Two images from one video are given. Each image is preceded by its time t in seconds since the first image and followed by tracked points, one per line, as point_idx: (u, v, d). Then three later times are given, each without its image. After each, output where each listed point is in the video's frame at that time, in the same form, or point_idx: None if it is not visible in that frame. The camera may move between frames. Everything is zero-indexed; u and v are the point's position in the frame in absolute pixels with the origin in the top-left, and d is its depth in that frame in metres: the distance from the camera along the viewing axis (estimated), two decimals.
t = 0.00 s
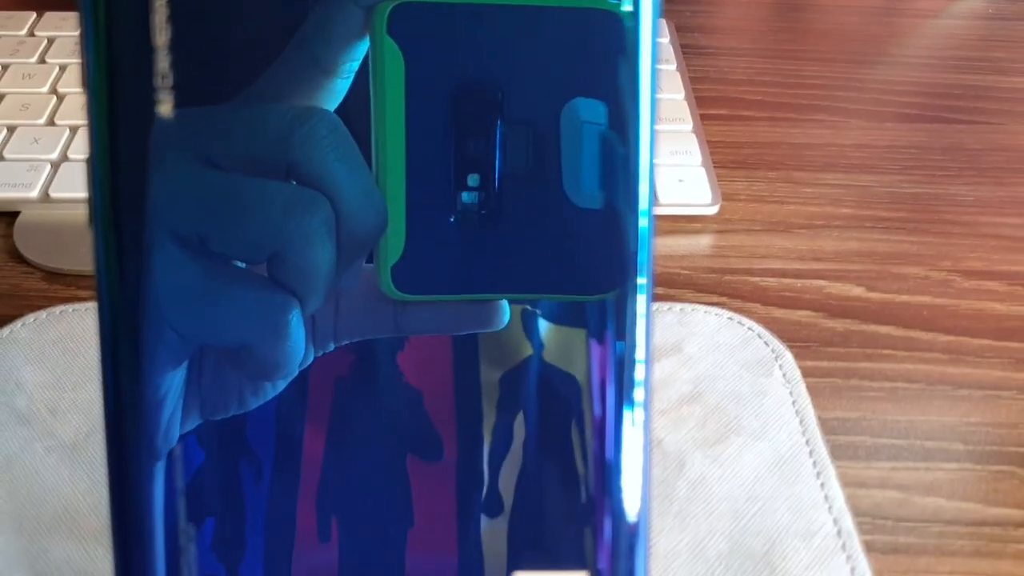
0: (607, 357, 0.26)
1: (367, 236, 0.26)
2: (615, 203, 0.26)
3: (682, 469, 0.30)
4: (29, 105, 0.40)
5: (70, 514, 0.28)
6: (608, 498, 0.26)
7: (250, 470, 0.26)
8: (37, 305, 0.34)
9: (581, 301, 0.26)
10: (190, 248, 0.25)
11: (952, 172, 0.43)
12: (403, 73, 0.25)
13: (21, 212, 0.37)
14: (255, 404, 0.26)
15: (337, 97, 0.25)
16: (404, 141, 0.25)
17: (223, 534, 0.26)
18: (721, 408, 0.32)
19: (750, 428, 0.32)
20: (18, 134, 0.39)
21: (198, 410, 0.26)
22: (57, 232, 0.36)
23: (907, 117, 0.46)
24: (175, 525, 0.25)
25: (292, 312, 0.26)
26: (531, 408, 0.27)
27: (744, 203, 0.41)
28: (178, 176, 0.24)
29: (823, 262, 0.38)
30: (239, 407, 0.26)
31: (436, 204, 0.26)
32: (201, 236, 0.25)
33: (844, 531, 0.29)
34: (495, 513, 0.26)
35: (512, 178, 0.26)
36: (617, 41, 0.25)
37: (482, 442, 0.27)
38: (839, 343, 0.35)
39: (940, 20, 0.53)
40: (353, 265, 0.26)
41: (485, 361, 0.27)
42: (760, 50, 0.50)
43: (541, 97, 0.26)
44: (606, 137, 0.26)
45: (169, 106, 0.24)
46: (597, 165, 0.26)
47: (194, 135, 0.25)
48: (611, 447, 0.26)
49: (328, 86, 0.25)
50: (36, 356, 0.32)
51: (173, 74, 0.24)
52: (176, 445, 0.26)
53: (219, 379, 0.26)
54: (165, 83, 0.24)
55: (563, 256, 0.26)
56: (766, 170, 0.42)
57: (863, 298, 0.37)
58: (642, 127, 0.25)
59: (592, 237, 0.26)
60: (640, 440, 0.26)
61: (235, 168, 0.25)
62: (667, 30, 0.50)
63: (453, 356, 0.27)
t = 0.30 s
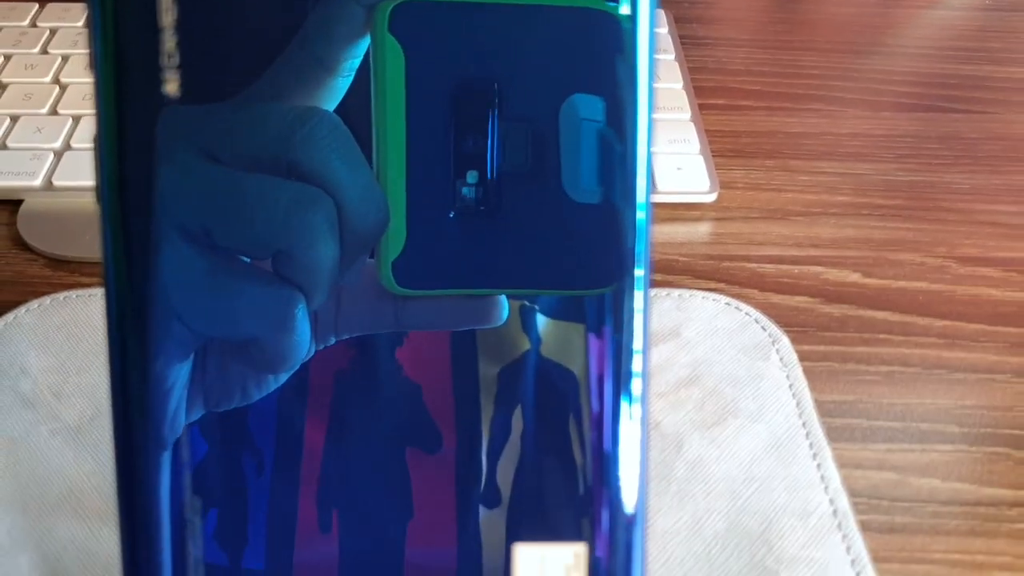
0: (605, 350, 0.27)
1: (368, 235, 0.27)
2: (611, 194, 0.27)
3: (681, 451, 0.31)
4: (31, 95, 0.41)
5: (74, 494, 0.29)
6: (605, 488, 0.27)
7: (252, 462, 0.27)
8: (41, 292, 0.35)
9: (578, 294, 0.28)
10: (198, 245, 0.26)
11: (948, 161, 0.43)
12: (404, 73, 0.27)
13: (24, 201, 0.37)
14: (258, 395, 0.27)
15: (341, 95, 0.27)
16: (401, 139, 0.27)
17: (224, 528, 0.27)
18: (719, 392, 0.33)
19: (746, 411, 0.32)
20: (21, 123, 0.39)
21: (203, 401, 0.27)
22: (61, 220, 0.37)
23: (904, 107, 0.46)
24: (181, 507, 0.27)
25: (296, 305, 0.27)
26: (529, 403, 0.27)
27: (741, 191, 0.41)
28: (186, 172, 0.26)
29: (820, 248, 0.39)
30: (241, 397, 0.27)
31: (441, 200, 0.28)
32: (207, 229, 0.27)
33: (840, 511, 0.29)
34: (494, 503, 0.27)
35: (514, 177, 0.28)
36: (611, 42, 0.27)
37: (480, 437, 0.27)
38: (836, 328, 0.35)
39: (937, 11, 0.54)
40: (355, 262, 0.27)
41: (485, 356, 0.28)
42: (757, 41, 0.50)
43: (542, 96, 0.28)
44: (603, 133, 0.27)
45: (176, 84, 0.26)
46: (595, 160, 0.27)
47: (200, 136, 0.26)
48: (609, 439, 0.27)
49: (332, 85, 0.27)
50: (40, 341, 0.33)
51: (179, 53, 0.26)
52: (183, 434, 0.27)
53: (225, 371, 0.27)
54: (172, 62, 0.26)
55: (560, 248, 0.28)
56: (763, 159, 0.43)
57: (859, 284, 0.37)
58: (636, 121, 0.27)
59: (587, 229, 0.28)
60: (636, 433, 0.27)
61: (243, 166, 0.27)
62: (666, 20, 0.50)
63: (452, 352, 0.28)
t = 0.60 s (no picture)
0: (598, 339, 0.27)
1: (367, 231, 0.27)
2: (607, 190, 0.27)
3: (675, 425, 0.31)
4: (29, 78, 0.41)
5: (73, 467, 0.29)
6: (597, 477, 0.26)
7: (251, 450, 0.27)
8: (40, 271, 0.35)
9: (575, 287, 0.27)
10: (200, 234, 0.26)
11: (944, 143, 0.43)
12: (405, 66, 0.26)
13: (23, 181, 0.38)
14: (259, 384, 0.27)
15: (340, 88, 0.26)
16: (404, 133, 0.26)
17: (225, 516, 0.27)
18: (713, 367, 0.33)
19: (740, 386, 0.32)
20: (20, 105, 0.40)
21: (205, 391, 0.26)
22: (60, 200, 0.37)
23: (900, 90, 0.46)
24: (180, 495, 0.26)
25: (297, 296, 0.27)
26: (527, 394, 0.27)
27: (737, 173, 0.41)
28: (186, 163, 0.26)
29: (815, 229, 0.39)
30: (242, 386, 0.27)
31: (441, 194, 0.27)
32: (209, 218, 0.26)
33: (833, 484, 0.29)
34: (491, 492, 0.27)
35: (513, 173, 0.27)
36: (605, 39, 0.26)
37: (478, 425, 0.27)
38: (830, 306, 0.35)
39: None
40: (359, 254, 0.27)
41: (481, 346, 0.27)
42: (755, 25, 0.50)
43: (541, 89, 0.27)
44: (598, 129, 0.27)
45: (172, 50, 0.25)
46: (590, 155, 0.27)
47: (201, 127, 0.26)
48: (601, 426, 0.27)
49: (333, 79, 0.26)
50: (39, 318, 0.33)
51: (176, 21, 0.25)
52: (183, 422, 0.26)
53: (226, 360, 0.27)
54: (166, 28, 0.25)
55: (561, 245, 0.27)
56: (760, 141, 0.43)
57: (854, 264, 0.37)
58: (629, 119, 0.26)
59: (585, 226, 0.27)
60: (628, 420, 0.27)
61: (242, 158, 0.26)
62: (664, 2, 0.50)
63: (448, 343, 0.27)
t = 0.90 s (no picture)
0: (603, 327, 0.26)
1: (370, 228, 0.26)
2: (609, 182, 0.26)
3: (677, 396, 0.31)
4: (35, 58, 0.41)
5: (82, 436, 0.29)
6: (601, 461, 0.26)
7: (258, 435, 0.27)
8: (47, 247, 0.35)
9: (574, 278, 0.26)
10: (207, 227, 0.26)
11: (944, 123, 0.44)
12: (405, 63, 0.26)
13: (30, 159, 0.38)
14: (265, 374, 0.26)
15: (341, 84, 0.26)
16: (405, 128, 0.26)
17: (235, 498, 0.26)
18: (715, 339, 0.33)
19: (741, 358, 0.33)
20: (26, 84, 0.40)
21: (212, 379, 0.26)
22: (67, 177, 0.37)
23: (901, 71, 0.47)
24: (192, 483, 0.26)
25: (302, 287, 0.26)
26: (526, 382, 0.26)
27: (739, 151, 0.41)
28: (194, 159, 0.25)
29: (817, 206, 0.39)
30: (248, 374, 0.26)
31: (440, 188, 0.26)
32: (214, 209, 0.26)
33: (834, 452, 0.30)
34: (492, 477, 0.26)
35: (518, 168, 0.27)
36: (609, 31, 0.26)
37: (478, 413, 0.26)
38: (831, 281, 0.36)
39: None
40: (365, 251, 0.27)
41: (480, 336, 0.27)
42: (757, 6, 0.50)
43: (542, 81, 0.26)
44: (601, 121, 0.26)
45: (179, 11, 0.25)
46: (593, 146, 0.26)
47: (204, 122, 0.25)
48: (604, 410, 0.26)
49: (335, 73, 0.26)
50: (47, 291, 0.33)
51: None
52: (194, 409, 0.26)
53: (233, 348, 0.26)
54: None
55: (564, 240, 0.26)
56: (762, 121, 0.43)
57: (856, 240, 0.37)
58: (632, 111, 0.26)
59: (586, 220, 0.26)
60: (632, 402, 0.26)
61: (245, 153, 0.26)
62: None
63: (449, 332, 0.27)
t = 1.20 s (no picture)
0: (604, 326, 0.26)
1: (374, 226, 0.26)
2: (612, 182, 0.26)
3: (677, 382, 0.32)
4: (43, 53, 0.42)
5: (92, 422, 0.30)
6: (601, 455, 0.26)
7: (259, 431, 0.27)
8: (56, 238, 0.36)
9: (575, 277, 0.26)
10: (215, 224, 0.25)
11: (943, 117, 0.44)
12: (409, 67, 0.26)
13: (39, 152, 0.38)
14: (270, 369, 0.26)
15: (343, 87, 0.25)
16: (407, 126, 0.26)
17: (240, 487, 0.27)
18: (715, 328, 0.34)
19: (741, 346, 0.33)
20: (34, 79, 0.40)
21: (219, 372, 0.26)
22: (76, 170, 0.38)
23: (900, 66, 0.47)
24: (203, 472, 0.26)
25: (306, 284, 0.26)
26: (524, 380, 0.26)
27: (739, 145, 0.42)
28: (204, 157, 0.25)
29: (815, 199, 0.39)
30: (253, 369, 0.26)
31: (441, 188, 0.26)
32: (222, 206, 0.25)
33: (832, 438, 0.30)
34: (490, 473, 0.27)
35: (517, 165, 0.27)
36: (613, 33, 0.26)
37: (477, 407, 0.27)
38: (830, 271, 0.36)
39: None
40: (367, 248, 0.26)
41: (481, 335, 0.27)
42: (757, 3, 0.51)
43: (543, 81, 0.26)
44: (604, 121, 0.26)
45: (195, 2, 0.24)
46: (594, 147, 0.26)
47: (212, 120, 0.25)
48: (605, 408, 0.26)
49: (338, 76, 0.25)
50: (56, 280, 0.34)
51: None
52: (203, 400, 0.26)
53: (240, 343, 0.26)
54: None
55: (567, 239, 0.26)
56: (761, 116, 0.44)
57: (854, 232, 0.38)
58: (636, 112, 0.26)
59: (587, 220, 0.26)
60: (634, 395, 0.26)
61: (249, 151, 0.25)
62: None
63: (450, 332, 0.27)
